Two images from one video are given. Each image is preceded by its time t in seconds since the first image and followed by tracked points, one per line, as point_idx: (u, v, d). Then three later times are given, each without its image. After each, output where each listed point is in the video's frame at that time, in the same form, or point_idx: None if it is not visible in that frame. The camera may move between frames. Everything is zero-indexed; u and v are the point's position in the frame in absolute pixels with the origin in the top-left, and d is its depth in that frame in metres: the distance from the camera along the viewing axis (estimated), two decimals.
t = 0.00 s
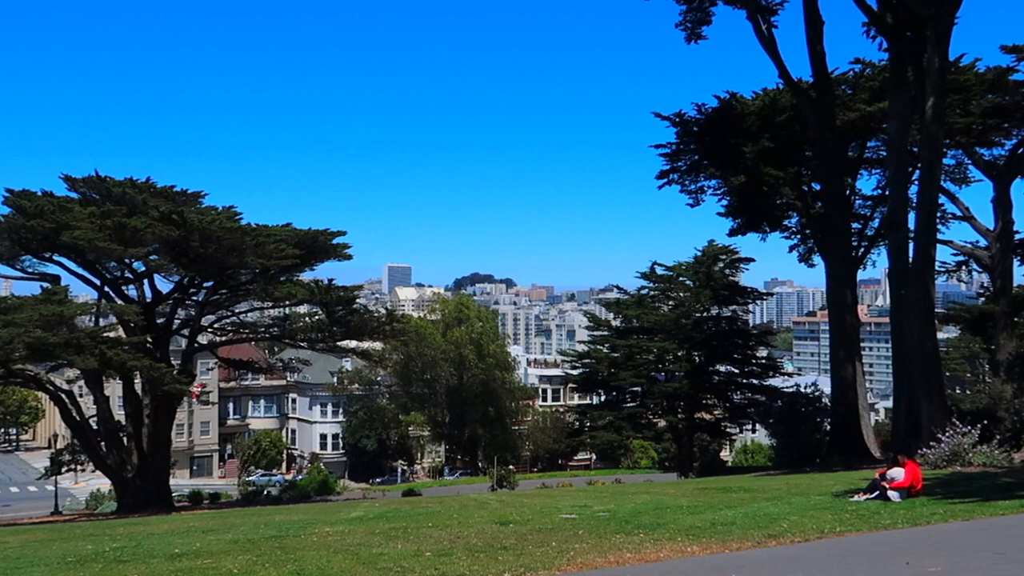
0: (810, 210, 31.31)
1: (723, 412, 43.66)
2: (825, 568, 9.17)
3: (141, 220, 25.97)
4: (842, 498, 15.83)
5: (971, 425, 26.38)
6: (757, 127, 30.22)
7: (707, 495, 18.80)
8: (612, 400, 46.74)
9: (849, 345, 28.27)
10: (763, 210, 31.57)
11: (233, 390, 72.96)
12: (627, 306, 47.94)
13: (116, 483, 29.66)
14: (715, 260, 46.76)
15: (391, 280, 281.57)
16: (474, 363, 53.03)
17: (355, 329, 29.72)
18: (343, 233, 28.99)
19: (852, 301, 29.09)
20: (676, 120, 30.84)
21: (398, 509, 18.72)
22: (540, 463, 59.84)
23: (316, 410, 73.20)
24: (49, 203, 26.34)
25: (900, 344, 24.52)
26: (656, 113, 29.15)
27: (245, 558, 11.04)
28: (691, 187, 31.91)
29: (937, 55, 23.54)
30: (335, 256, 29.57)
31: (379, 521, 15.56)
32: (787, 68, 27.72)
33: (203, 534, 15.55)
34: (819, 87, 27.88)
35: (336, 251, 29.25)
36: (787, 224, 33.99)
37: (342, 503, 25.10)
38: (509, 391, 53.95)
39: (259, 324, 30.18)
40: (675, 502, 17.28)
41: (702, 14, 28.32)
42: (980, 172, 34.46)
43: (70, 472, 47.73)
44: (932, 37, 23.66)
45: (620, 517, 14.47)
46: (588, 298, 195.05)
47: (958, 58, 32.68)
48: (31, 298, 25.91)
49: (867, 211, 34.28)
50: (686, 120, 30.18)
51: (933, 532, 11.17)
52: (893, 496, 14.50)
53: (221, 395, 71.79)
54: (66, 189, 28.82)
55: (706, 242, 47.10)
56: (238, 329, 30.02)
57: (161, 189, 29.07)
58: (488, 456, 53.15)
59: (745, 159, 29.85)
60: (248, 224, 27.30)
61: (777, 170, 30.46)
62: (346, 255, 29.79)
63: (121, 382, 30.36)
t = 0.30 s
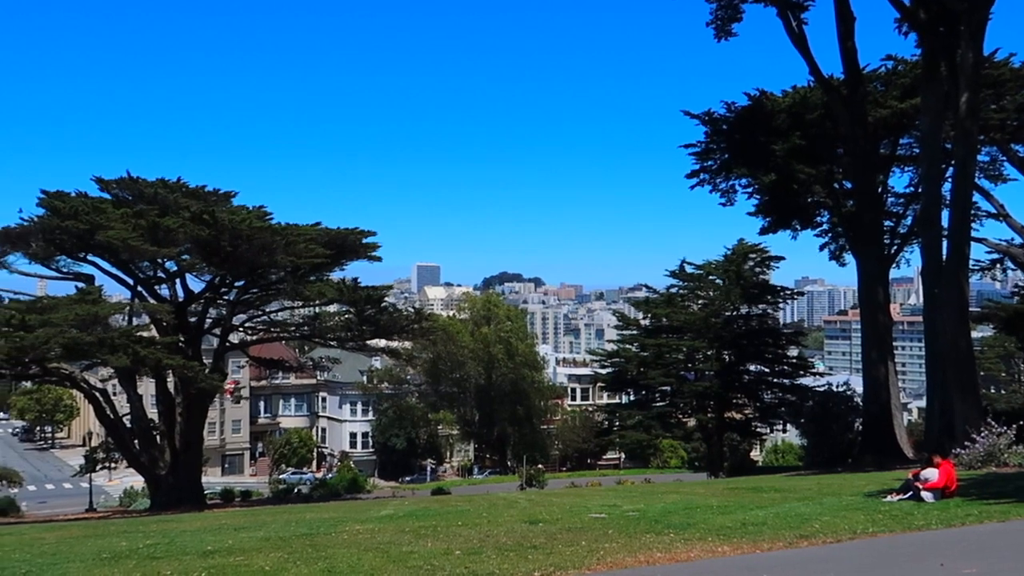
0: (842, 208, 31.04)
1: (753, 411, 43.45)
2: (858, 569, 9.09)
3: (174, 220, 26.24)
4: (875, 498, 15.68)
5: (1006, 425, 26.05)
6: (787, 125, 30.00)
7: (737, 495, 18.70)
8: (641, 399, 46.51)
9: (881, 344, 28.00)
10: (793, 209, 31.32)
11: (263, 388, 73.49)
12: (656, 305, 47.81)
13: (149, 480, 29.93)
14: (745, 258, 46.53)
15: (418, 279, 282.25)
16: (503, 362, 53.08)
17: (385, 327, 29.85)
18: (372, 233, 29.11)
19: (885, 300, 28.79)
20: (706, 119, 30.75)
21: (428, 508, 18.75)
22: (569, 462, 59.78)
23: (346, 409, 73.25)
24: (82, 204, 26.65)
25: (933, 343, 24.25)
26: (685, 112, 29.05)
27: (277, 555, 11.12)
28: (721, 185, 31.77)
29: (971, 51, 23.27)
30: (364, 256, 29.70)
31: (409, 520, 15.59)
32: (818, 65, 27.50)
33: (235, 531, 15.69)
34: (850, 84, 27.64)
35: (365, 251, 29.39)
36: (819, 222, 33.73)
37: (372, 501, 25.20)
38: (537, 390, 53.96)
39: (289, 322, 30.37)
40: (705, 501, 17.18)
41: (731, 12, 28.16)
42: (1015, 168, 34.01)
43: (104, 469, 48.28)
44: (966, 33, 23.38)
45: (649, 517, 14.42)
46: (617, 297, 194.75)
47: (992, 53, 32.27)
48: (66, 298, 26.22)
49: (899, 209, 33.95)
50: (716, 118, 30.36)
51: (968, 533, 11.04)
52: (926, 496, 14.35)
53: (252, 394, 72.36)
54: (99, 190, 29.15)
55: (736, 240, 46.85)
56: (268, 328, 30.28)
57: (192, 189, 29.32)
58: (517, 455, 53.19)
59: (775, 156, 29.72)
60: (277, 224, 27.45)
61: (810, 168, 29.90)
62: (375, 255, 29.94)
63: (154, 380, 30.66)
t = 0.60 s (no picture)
0: (875, 204, 30.71)
1: (784, 409, 43.45)
2: (892, 568, 9.02)
3: (206, 218, 26.47)
4: (908, 497, 15.52)
5: None
6: (819, 121, 29.70)
7: (769, 493, 18.59)
8: (671, 397, 46.31)
9: (915, 341, 27.69)
10: (825, 205, 31.03)
11: (295, 385, 74.03)
12: (686, 302, 47.63)
13: (182, 477, 30.11)
14: (776, 254, 46.11)
15: (448, 277, 283.76)
16: (532, 359, 53.11)
17: (414, 324, 29.96)
18: (403, 231, 29.22)
19: (919, 297, 28.45)
20: (736, 115, 30.55)
21: (459, 504, 18.80)
22: (599, 460, 59.74)
23: (376, 406, 73.53)
24: (116, 202, 26.97)
25: (969, 340, 23.93)
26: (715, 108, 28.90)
27: (309, 550, 11.18)
28: (752, 182, 31.57)
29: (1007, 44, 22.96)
30: (394, 253, 29.82)
31: (440, 516, 15.66)
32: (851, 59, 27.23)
33: (267, 526, 15.80)
34: (883, 79, 27.33)
35: (395, 248, 29.49)
36: (852, 218, 33.43)
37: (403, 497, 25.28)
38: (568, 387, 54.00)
39: (320, 319, 30.54)
40: (736, 499, 17.10)
41: (762, 7, 27.95)
42: None
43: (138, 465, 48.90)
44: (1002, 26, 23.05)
45: (681, 515, 14.35)
46: (646, 294, 194.24)
47: None
48: (100, 296, 26.54)
49: (933, 205, 33.58)
50: (746, 115, 30.12)
51: (1004, 532, 10.89)
52: (961, 495, 14.15)
53: (284, 390, 72.91)
54: (132, 189, 29.47)
55: (767, 237, 46.52)
56: (299, 326, 30.51)
57: (223, 187, 29.57)
58: (546, 453, 53.23)
59: (807, 152, 29.44)
60: (308, 221, 27.60)
61: (842, 163, 29.57)
62: (405, 252, 30.05)
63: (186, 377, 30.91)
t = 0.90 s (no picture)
0: (908, 200, 30.37)
1: (816, 407, 43.03)
2: (926, 568, 8.91)
3: (237, 214, 26.65)
4: (941, 496, 15.36)
5: None
6: (851, 116, 29.42)
7: (800, 491, 18.47)
8: (701, 394, 45.87)
9: (949, 339, 27.34)
10: (857, 200, 30.74)
11: (325, 379, 74.45)
12: (717, 299, 47.32)
13: (214, 471, 30.52)
14: (807, 252, 45.49)
15: (477, 273, 284.20)
16: (562, 355, 53.08)
17: (444, 320, 30.05)
18: (432, 227, 29.29)
19: (953, 294, 28.09)
20: (768, 110, 30.33)
21: (488, 500, 18.84)
22: (628, 457, 59.62)
23: (406, 401, 73.93)
24: (150, 199, 27.25)
25: (1004, 338, 23.59)
26: (747, 103, 28.69)
27: (340, 545, 11.24)
28: (784, 177, 31.35)
29: None
30: (424, 249, 29.90)
31: (470, 512, 15.70)
32: (884, 54, 26.96)
33: (299, 520, 15.91)
34: (918, 74, 27.03)
35: (425, 245, 29.57)
36: (885, 214, 33.10)
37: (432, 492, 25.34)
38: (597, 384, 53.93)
39: (351, 315, 30.70)
40: (767, 498, 16.99)
41: (795, 2, 27.72)
42: None
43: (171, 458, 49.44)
44: None
45: (711, 512, 14.29)
46: (676, 291, 193.54)
47: None
48: (134, 291, 26.82)
49: (968, 201, 33.16)
50: (778, 110, 29.90)
51: None
52: (996, 494, 13.97)
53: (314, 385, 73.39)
54: (166, 185, 29.74)
55: (799, 233, 46.13)
56: (330, 321, 30.70)
57: (255, 184, 29.78)
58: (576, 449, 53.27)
59: (839, 148, 29.18)
60: (339, 217, 27.70)
61: (875, 159, 29.28)
62: (435, 248, 30.12)
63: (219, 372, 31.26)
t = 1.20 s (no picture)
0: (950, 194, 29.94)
1: (855, 404, 42.78)
2: (969, 567, 8.79)
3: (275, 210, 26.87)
4: (983, 495, 15.17)
5: None
6: (891, 109, 29.05)
7: (839, 489, 18.31)
8: (738, 391, 44.88)
9: (992, 336, 26.92)
10: (897, 195, 30.37)
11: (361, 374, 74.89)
12: (754, 295, 46.88)
13: (252, 464, 30.84)
14: (846, 246, 45.28)
15: (513, 268, 284.57)
16: (598, 349, 53.00)
17: (480, 316, 30.07)
18: (468, 222, 29.34)
19: (996, 290, 27.66)
20: (806, 103, 30.06)
21: (523, 495, 18.86)
22: (664, 453, 59.49)
23: (441, 397, 74.40)
24: (190, 195, 27.52)
25: None
26: (785, 96, 28.38)
27: (377, 539, 11.29)
28: (821, 172, 31.06)
29: None
30: (460, 245, 29.97)
31: (506, 506, 15.73)
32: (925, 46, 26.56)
33: (336, 514, 16.02)
34: (960, 66, 26.62)
35: (460, 240, 29.64)
36: (925, 209, 32.67)
37: (468, 488, 25.42)
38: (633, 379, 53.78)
39: (387, 311, 30.87)
40: (805, 495, 16.85)
41: None
42: None
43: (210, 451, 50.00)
44: None
45: (749, 509, 14.21)
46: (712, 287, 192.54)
47: None
48: (174, 286, 27.12)
49: (1011, 195, 32.64)
50: (817, 103, 29.62)
51: None
52: None
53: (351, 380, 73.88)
54: (204, 182, 30.02)
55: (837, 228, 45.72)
56: (366, 317, 30.88)
57: (292, 180, 30.00)
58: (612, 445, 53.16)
59: (879, 141, 28.82)
60: (375, 214, 27.82)
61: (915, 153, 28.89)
62: (471, 243, 30.19)
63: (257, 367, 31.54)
